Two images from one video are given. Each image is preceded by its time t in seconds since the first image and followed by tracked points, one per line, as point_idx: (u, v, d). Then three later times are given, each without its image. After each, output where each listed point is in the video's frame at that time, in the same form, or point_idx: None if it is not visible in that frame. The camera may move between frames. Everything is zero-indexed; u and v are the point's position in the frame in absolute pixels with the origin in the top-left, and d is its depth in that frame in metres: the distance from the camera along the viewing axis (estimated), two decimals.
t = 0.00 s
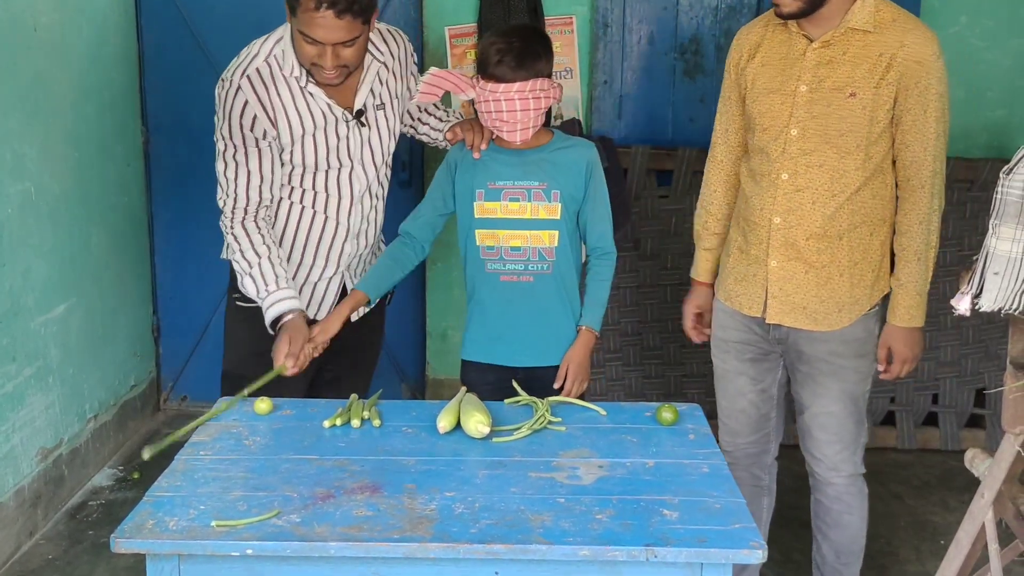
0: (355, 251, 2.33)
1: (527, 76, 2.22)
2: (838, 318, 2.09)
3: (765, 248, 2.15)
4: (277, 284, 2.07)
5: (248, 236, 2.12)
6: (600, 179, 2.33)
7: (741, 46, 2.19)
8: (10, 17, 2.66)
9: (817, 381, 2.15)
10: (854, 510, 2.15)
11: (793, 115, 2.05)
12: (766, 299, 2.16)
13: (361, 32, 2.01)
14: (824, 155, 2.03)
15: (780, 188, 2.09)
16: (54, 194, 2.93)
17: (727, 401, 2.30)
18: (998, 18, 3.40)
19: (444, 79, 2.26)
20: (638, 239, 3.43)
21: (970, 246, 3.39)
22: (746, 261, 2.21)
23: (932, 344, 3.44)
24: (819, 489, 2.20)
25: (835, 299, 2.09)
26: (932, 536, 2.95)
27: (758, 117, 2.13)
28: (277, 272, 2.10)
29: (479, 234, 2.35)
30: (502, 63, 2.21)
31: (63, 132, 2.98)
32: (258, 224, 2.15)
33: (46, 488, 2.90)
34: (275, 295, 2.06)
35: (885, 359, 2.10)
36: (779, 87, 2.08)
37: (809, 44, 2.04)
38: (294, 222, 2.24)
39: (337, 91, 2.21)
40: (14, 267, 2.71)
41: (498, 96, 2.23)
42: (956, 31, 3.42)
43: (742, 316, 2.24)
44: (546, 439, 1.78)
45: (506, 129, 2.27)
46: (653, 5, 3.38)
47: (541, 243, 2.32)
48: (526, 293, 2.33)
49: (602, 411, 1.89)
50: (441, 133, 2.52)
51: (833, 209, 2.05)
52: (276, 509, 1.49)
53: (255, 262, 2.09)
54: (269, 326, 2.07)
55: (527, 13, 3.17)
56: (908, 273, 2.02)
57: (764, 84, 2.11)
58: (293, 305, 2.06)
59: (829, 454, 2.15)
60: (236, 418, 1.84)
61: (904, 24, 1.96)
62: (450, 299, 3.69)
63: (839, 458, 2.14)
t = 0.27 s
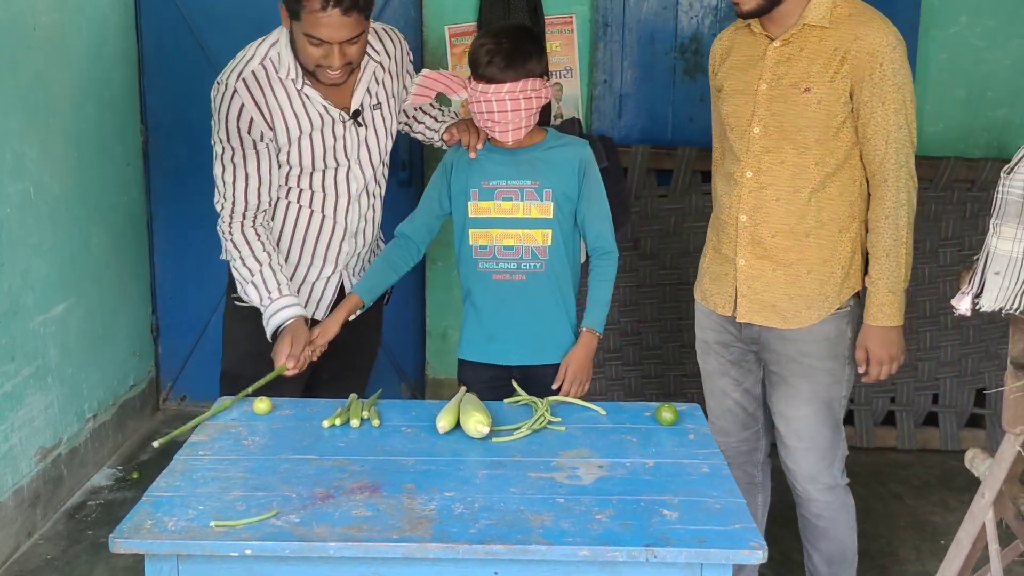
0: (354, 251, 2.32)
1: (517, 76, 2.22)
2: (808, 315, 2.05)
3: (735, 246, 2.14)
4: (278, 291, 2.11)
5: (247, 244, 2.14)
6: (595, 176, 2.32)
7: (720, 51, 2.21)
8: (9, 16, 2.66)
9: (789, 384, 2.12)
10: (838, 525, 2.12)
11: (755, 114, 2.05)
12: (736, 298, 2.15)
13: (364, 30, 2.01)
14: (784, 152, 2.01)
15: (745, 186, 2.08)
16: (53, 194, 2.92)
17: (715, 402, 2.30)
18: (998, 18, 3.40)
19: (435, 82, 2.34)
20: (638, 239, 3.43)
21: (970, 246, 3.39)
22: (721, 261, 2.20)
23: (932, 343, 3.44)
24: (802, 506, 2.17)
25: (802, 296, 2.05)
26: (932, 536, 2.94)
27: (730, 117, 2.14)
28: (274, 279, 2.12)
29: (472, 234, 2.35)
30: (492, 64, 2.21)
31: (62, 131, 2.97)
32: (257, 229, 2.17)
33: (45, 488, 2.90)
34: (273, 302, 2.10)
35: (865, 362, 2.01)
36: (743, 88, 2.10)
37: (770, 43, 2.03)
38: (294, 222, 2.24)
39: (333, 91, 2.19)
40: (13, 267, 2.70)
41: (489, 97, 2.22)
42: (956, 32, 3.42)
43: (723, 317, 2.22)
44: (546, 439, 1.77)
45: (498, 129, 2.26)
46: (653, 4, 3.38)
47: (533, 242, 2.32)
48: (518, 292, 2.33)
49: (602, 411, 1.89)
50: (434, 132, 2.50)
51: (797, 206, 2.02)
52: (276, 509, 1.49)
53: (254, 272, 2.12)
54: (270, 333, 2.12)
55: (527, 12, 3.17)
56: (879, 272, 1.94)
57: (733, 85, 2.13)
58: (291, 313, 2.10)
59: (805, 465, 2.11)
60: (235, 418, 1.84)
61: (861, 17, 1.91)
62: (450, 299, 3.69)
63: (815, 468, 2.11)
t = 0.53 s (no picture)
0: (351, 251, 2.32)
1: (530, 80, 2.21)
2: (790, 312, 2.04)
3: (721, 245, 2.13)
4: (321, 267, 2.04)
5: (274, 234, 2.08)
6: (607, 177, 2.30)
7: (707, 54, 2.21)
8: (8, 16, 2.66)
9: (771, 382, 2.11)
10: (822, 535, 2.13)
11: (739, 111, 2.05)
12: (723, 297, 2.14)
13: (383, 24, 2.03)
14: (765, 148, 2.00)
15: (729, 184, 2.07)
16: (52, 194, 2.92)
17: (709, 402, 2.30)
18: (998, 18, 3.40)
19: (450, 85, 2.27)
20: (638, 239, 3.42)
21: (970, 246, 3.39)
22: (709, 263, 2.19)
23: (931, 343, 3.43)
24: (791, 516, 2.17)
25: (789, 291, 2.04)
26: (932, 536, 2.94)
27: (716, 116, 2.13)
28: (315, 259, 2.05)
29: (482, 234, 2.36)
30: (505, 67, 2.22)
31: (61, 131, 2.97)
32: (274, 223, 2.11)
33: (44, 488, 2.90)
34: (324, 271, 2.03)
35: (806, 354, 1.99)
36: (729, 86, 2.09)
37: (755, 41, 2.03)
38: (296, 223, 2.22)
39: (338, 89, 2.18)
40: (11, 266, 2.70)
41: (501, 100, 2.22)
42: (956, 32, 3.41)
43: (713, 318, 2.22)
44: (545, 439, 1.77)
45: (510, 132, 2.26)
46: (653, 4, 3.38)
47: (541, 243, 2.32)
48: (523, 293, 2.33)
49: (601, 411, 1.89)
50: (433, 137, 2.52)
51: (779, 202, 2.01)
52: (273, 509, 1.49)
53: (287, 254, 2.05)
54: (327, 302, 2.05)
55: (526, 12, 3.17)
56: (835, 263, 1.91)
57: (718, 85, 2.13)
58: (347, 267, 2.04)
59: (787, 468, 2.11)
60: (233, 418, 1.83)
61: (845, 12, 1.91)
62: (450, 299, 3.69)
63: (796, 473, 2.10)
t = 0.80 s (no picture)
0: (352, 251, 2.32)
1: (557, 77, 2.20)
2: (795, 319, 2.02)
3: (727, 248, 2.11)
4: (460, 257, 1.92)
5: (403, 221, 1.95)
6: (634, 178, 2.29)
7: (720, 54, 2.20)
8: (8, 16, 2.65)
9: (781, 393, 2.08)
10: (831, 540, 2.08)
11: (752, 111, 2.03)
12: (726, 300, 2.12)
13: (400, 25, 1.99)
14: (777, 150, 1.99)
15: (738, 185, 2.06)
16: (52, 194, 2.92)
17: (709, 408, 2.30)
18: (998, 18, 3.39)
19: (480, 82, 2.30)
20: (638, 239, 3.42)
21: (970, 246, 3.38)
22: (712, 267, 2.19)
23: (931, 344, 3.43)
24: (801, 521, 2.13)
25: (792, 299, 2.02)
26: (932, 536, 2.94)
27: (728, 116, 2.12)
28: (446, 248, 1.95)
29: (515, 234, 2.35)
30: (533, 65, 2.21)
31: (61, 131, 2.96)
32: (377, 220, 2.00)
33: (44, 488, 2.90)
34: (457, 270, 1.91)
35: (803, 360, 1.97)
36: (742, 85, 2.08)
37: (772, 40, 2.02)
38: (314, 229, 2.18)
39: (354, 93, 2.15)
40: (11, 266, 2.70)
41: (529, 97, 2.22)
42: (956, 31, 3.41)
43: (717, 324, 2.22)
44: (545, 439, 1.77)
45: (539, 130, 2.25)
46: (653, 4, 3.38)
47: (569, 243, 2.31)
48: (551, 293, 2.33)
49: (601, 411, 1.89)
50: (448, 142, 2.52)
51: (787, 205, 1.99)
52: (272, 510, 1.48)
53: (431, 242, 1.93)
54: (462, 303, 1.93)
55: (526, 12, 3.17)
56: (840, 271, 1.89)
57: (730, 84, 2.11)
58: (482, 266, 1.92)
59: (798, 476, 2.07)
60: (232, 419, 1.83)
61: (864, 14, 1.89)
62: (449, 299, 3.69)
63: (807, 481, 2.07)
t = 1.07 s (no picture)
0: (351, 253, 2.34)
1: (569, 78, 2.20)
2: (806, 327, 2.00)
3: (737, 250, 2.09)
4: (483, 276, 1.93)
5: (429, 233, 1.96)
6: (640, 187, 2.31)
7: (733, 45, 2.16)
8: (6, 14, 2.65)
9: (790, 398, 2.07)
10: (838, 544, 2.06)
11: (768, 113, 1.99)
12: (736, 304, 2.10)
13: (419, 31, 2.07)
14: (794, 156, 1.95)
15: (750, 188, 2.02)
16: (50, 193, 2.91)
17: (710, 413, 2.29)
18: (999, 17, 3.39)
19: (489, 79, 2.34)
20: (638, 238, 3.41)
21: (970, 246, 3.38)
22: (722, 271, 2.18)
23: (931, 344, 3.43)
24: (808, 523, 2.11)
25: (802, 307, 2.00)
26: (932, 536, 2.94)
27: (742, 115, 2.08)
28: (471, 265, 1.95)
29: (516, 236, 2.34)
30: (545, 64, 2.21)
31: (59, 131, 2.96)
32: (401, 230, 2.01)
33: (42, 488, 2.90)
34: (477, 295, 1.92)
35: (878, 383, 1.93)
36: (757, 84, 2.03)
37: (790, 40, 1.97)
38: (321, 233, 2.20)
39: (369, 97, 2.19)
40: (9, 266, 2.69)
41: (540, 97, 2.20)
42: (956, 30, 3.41)
43: (724, 327, 2.20)
44: (543, 439, 1.77)
45: (547, 130, 2.24)
46: (653, 3, 3.37)
47: (574, 247, 2.31)
48: (557, 297, 2.32)
49: (600, 411, 1.88)
50: (448, 147, 2.56)
51: (800, 212, 1.96)
52: (270, 510, 1.48)
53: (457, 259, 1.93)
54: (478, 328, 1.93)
55: (525, 11, 3.16)
56: (894, 291, 1.87)
57: (744, 81, 2.07)
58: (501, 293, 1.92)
59: (807, 480, 2.06)
60: (229, 418, 1.83)
61: (888, 19, 1.84)
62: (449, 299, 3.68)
63: (817, 485, 2.06)
